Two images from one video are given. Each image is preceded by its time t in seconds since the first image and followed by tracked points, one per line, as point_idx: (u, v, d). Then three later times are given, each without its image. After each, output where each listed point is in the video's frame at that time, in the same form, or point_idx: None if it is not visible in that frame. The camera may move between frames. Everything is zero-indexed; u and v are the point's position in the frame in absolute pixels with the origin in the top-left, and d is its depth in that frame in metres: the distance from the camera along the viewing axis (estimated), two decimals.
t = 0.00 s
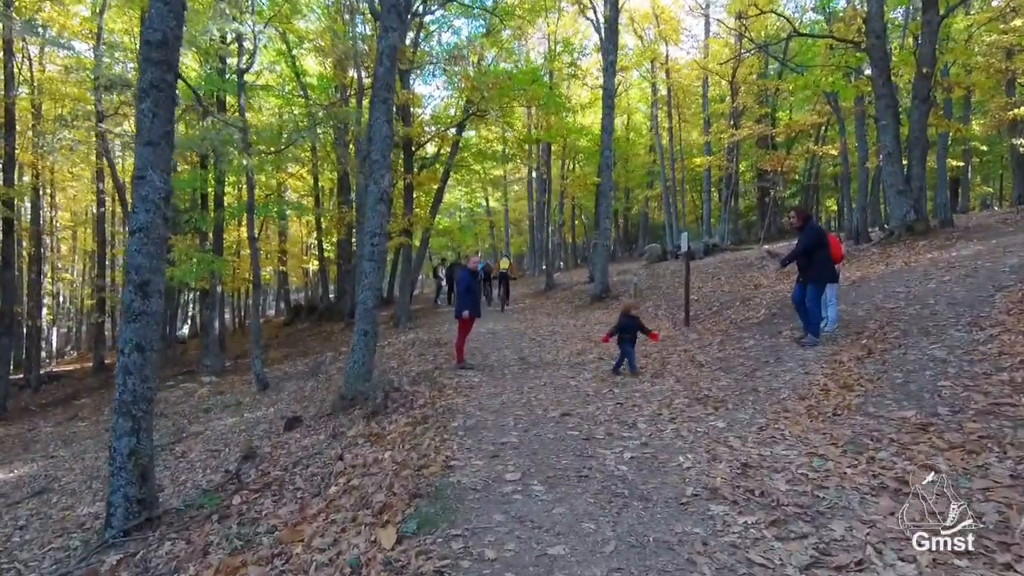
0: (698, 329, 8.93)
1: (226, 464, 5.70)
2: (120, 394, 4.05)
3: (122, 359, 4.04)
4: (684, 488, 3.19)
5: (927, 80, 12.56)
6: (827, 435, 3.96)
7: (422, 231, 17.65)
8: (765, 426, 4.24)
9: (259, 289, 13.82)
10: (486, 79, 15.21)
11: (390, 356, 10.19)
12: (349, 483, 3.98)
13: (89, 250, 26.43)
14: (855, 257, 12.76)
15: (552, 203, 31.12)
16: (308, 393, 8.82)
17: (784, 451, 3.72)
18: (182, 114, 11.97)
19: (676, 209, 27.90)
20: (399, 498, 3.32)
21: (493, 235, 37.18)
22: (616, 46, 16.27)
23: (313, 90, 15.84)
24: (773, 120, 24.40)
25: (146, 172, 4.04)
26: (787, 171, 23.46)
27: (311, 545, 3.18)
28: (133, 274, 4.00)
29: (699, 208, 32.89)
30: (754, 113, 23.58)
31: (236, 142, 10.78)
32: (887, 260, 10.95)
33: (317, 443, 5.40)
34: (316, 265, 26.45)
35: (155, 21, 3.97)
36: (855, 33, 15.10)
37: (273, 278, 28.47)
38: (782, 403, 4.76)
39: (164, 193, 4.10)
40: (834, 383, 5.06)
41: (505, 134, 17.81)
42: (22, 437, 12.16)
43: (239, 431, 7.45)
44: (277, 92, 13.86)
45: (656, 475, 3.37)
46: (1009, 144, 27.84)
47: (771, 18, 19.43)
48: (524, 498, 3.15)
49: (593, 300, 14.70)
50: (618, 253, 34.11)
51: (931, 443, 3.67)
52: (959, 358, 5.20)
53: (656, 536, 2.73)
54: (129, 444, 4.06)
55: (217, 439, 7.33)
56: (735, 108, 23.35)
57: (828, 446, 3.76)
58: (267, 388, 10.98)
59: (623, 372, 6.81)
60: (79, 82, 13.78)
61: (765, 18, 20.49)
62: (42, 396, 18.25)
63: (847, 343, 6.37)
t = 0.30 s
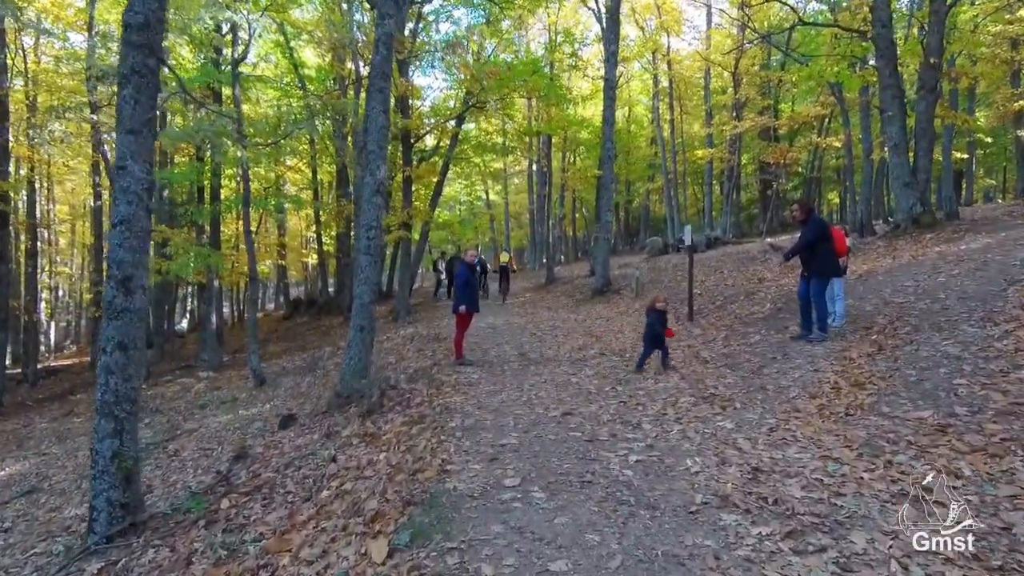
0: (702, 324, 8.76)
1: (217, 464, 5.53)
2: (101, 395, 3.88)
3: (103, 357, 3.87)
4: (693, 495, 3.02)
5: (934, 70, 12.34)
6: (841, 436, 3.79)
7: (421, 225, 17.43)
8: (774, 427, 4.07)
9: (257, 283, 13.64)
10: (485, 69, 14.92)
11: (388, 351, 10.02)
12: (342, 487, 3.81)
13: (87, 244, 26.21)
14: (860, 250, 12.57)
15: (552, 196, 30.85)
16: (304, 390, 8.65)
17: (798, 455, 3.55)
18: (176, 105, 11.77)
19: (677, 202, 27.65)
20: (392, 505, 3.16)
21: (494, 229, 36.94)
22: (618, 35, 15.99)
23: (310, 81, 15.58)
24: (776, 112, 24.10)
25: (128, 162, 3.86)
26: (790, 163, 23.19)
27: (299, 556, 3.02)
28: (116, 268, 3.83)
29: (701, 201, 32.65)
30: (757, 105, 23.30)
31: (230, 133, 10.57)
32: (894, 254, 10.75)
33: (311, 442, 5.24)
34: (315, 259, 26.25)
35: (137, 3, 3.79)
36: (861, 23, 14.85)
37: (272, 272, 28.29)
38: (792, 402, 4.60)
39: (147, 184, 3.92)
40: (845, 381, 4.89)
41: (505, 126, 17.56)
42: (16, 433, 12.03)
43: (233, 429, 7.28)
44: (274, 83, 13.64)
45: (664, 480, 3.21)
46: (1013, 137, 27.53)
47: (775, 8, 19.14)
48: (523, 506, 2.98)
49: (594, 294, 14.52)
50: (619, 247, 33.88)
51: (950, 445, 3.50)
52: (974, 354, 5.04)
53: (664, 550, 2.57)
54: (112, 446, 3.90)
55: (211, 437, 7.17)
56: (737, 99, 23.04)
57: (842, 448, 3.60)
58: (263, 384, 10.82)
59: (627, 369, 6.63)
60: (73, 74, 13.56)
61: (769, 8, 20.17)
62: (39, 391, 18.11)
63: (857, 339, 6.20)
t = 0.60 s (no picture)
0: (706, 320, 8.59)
1: (207, 466, 5.37)
2: (83, 395, 3.75)
3: (84, 356, 3.73)
4: (704, 503, 2.86)
5: (940, 62, 12.14)
6: (856, 438, 3.64)
7: (419, 220, 17.24)
8: (786, 428, 3.91)
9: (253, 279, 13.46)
10: (484, 62, 14.69)
11: (385, 349, 9.85)
12: (334, 492, 3.65)
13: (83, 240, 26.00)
14: (865, 245, 12.39)
15: (552, 192, 30.64)
16: (300, 388, 8.48)
17: (813, 457, 3.39)
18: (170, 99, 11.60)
19: (678, 198, 27.45)
20: (386, 514, 3.01)
21: (494, 225, 36.76)
22: (619, 28, 15.76)
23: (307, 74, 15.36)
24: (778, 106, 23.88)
25: (109, 152, 3.70)
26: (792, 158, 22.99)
27: (289, 568, 2.87)
28: (96, 264, 3.67)
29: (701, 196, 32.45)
30: (758, 100, 23.07)
31: (224, 127, 10.40)
32: (901, 248, 10.58)
33: (305, 443, 5.08)
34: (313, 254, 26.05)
35: None
36: (866, 15, 14.63)
37: (270, 268, 28.11)
38: (802, 402, 4.45)
39: (130, 175, 3.76)
40: (857, 380, 4.72)
41: (505, 121, 17.34)
42: (11, 432, 11.87)
43: (227, 428, 7.11)
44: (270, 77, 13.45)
45: (673, 486, 3.06)
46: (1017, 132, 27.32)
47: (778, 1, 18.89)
48: (525, 515, 2.82)
49: (595, 290, 14.36)
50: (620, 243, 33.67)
51: (972, 449, 3.34)
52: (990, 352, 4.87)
53: (676, 564, 2.41)
54: (95, 449, 3.77)
55: (204, 436, 7.01)
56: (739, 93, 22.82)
57: (859, 451, 3.44)
58: (260, 382, 10.67)
59: (631, 367, 6.47)
60: (67, 68, 13.37)
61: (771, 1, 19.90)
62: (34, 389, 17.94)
63: (866, 336, 6.03)
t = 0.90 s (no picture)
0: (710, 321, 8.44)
1: (198, 472, 5.21)
2: (66, 403, 3.63)
3: (68, 361, 3.61)
4: (717, 518, 2.73)
5: (946, 59, 11.98)
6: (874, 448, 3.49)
7: (418, 219, 17.05)
8: (799, 435, 3.77)
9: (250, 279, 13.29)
10: (484, 59, 14.50)
11: (383, 350, 9.69)
12: (328, 503, 3.50)
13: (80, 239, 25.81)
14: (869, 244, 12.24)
15: (552, 190, 30.47)
16: (296, 390, 8.32)
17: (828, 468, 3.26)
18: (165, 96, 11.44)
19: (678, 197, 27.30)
20: (382, 530, 2.87)
21: (493, 223, 36.61)
22: (619, 25, 15.58)
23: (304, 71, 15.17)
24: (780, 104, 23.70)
25: (91, 148, 3.57)
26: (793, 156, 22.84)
27: None
28: (79, 266, 3.54)
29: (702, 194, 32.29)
30: (759, 98, 22.90)
31: (218, 124, 10.22)
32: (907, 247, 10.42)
33: (299, 450, 4.91)
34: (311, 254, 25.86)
35: None
36: (869, 11, 14.46)
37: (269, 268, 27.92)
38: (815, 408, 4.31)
39: (114, 172, 3.63)
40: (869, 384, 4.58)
41: (505, 119, 17.12)
42: (3, 434, 11.69)
43: (221, 431, 6.96)
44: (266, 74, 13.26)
45: (685, 501, 2.91)
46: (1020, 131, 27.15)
47: None
48: (528, 532, 2.68)
49: (596, 290, 14.20)
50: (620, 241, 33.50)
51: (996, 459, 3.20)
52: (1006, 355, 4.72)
53: None
54: (78, 459, 3.66)
55: (198, 440, 6.85)
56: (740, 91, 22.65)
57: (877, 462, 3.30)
58: (256, 384, 10.50)
59: (634, 369, 6.31)
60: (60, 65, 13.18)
61: None
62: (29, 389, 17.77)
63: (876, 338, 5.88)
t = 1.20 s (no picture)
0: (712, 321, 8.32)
1: (189, 478, 5.09)
2: (46, 409, 3.55)
3: (48, 365, 3.52)
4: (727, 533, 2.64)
5: (949, 56, 11.84)
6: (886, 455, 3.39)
7: (417, 219, 16.88)
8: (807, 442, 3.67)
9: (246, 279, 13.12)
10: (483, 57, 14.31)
11: (381, 352, 9.56)
12: (319, 513, 3.37)
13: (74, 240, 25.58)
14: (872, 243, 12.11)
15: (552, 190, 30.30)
16: (292, 393, 8.18)
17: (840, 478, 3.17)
18: (159, 94, 11.31)
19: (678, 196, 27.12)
20: (375, 543, 2.76)
21: (492, 224, 36.45)
22: (619, 22, 15.41)
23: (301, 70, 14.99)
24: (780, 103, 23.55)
25: (72, 143, 3.47)
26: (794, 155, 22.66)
27: None
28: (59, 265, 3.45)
29: (702, 194, 32.15)
30: (759, 96, 22.75)
31: (212, 122, 10.05)
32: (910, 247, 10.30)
33: (293, 455, 4.79)
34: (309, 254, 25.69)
35: None
36: (872, 8, 14.31)
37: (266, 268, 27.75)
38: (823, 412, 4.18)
39: (96, 169, 3.53)
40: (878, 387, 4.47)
41: (503, 118, 16.97)
42: None
43: (214, 435, 6.83)
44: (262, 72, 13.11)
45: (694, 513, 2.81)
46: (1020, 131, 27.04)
47: None
48: (527, 547, 2.55)
49: (596, 290, 14.06)
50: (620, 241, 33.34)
51: (1013, 466, 3.10)
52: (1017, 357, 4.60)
53: None
54: (59, 467, 3.58)
55: (190, 444, 6.71)
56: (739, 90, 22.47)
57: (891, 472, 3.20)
58: (252, 386, 10.36)
59: (636, 371, 6.18)
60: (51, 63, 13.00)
61: None
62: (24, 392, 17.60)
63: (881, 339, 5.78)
